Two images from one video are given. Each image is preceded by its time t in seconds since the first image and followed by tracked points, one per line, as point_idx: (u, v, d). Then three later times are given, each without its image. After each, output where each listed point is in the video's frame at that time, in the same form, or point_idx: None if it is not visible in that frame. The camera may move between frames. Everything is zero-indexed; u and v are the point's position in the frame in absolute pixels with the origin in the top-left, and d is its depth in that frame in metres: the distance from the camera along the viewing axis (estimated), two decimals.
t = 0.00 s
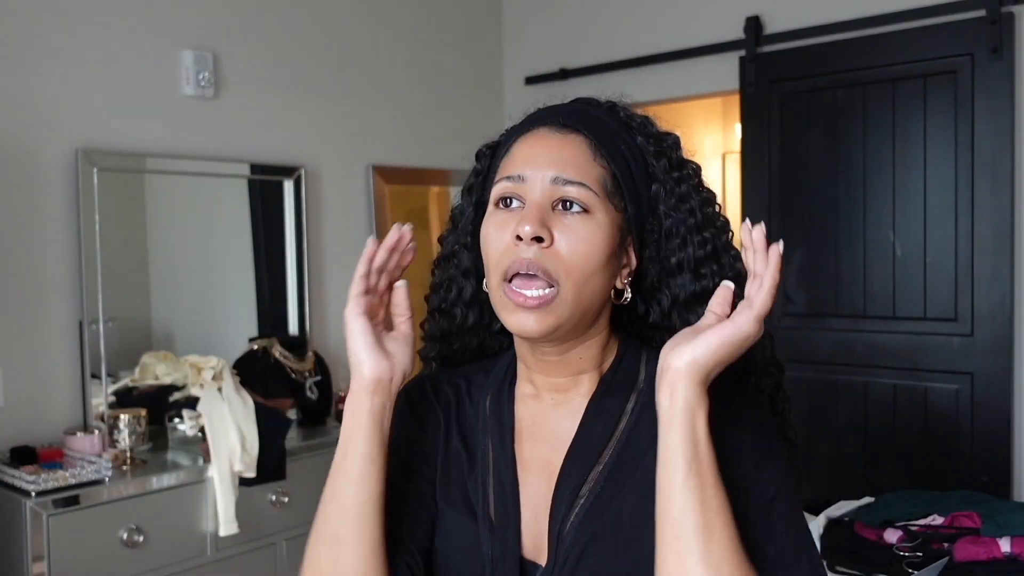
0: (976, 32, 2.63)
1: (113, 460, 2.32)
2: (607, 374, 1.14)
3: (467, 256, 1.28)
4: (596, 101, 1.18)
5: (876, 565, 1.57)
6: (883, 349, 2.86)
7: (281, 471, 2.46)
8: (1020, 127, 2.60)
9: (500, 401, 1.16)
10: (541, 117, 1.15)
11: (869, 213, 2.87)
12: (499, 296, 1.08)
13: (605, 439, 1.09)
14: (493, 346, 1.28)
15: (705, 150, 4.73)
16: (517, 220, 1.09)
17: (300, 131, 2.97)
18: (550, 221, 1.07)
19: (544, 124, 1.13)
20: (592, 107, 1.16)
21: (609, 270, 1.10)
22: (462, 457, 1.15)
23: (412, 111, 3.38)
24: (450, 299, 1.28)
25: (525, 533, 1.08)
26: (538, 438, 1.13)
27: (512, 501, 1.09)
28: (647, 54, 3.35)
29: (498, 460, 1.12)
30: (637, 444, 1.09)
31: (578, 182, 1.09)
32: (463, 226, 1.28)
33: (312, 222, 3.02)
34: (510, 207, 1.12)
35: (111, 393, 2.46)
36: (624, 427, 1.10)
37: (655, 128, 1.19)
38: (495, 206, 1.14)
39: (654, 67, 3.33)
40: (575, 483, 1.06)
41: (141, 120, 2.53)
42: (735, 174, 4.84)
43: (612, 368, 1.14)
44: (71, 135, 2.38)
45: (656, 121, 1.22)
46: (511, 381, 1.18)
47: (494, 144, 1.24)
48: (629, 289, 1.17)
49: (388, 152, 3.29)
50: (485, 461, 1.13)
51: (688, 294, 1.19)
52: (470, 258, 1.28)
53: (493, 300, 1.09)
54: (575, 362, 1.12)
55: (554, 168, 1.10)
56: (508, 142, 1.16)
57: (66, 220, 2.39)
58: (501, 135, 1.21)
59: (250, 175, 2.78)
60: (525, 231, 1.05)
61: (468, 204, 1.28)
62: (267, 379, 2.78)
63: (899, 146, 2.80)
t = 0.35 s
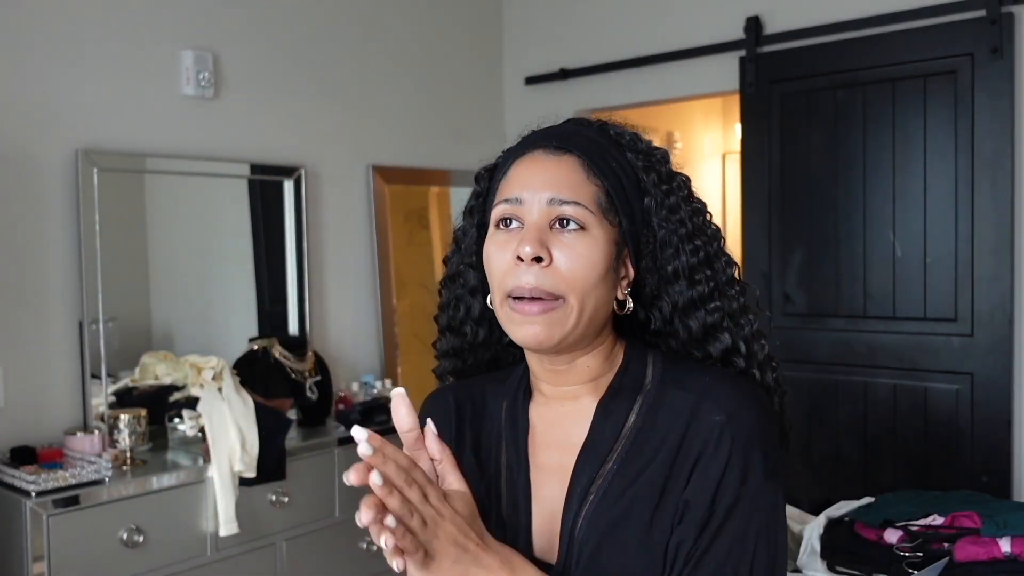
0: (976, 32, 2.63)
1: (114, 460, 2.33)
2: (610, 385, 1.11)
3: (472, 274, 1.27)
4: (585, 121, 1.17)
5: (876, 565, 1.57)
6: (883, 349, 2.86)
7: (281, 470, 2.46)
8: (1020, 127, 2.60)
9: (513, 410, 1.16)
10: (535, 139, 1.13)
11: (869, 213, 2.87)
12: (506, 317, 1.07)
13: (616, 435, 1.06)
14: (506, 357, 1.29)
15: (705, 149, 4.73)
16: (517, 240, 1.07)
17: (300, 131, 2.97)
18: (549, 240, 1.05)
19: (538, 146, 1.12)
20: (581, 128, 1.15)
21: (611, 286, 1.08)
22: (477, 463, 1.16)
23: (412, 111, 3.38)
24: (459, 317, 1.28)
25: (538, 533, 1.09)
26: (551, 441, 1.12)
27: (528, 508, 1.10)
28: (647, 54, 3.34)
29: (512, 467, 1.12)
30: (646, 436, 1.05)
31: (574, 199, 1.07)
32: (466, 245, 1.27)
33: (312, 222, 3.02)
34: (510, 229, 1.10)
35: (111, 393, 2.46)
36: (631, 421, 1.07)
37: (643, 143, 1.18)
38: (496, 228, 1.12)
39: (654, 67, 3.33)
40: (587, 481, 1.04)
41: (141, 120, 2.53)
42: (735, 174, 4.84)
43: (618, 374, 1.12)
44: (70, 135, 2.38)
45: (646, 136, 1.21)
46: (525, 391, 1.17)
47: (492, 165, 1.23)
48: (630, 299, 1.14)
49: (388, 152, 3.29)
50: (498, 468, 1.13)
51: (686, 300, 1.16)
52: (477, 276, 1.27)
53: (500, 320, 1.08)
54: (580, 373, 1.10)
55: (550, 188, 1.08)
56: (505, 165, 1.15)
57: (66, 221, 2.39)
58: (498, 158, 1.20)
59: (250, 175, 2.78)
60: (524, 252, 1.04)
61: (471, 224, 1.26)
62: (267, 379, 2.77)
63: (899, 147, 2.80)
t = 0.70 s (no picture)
0: (975, 32, 2.63)
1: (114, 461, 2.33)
2: (626, 388, 1.09)
3: (484, 280, 1.24)
4: (592, 124, 1.13)
5: (874, 565, 1.57)
6: (883, 349, 2.86)
7: (281, 471, 2.45)
8: (1020, 127, 2.60)
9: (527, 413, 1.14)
10: (551, 145, 1.09)
11: (869, 214, 2.86)
12: (532, 329, 1.03)
13: (632, 436, 1.04)
14: (518, 363, 1.27)
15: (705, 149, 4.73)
16: (543, 251, 1.03)
17: (299, 131, 2.97)
18: (577, 251, 1.02)
19: (556, 152, 1.08)
20: (590, 132, 1.11)
21: (633, 296, 1.06)
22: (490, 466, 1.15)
23: (412, 111, 3.38)
24: (470, 324, 1.26)
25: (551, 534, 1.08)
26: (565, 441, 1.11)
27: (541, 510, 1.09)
28: (647, 54, 3.34)
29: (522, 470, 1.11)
30: (662, 438, 1.03)
31: (600, 209, 1.04)
32: (476, 251, 1.24)
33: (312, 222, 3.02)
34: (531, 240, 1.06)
35: (111, 393, 2.46)
36: (647, 422, 1.05)
37: (653, 146, 1.14)
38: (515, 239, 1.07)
39: (654, 67, 3.33)
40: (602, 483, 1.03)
41: (141, 120, 2.53)
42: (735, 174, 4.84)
43: (632, 379, 1.10)
44: (70, 135, 2.38)
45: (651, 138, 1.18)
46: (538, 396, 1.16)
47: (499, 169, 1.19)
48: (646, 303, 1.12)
49: (388, 152, 3.29)
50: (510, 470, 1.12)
51: (697, 302, 1.14)
52: (488, 283, 1.24)
53: (525, 331, 1.04)
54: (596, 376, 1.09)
55: (575, 197, 1.04)
56: (519, 171, 1.10)
57: (66, 221, 2.39)
58: (507, 162, 1.16)
59: (249, 175, 2.78)
60: (555, 263, 1.00)
61: (480, 231, 1.23)
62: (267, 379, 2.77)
63: (899, 147, 2.80)
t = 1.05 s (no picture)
0: (975, 32, 2.63)
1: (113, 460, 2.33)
2: (618, 386, 1.09)
3: (475, 283, 1.21)
4: (576, 116, 1.11)
5: (875, 565, 1.57)
6: (883, 349, 2.86)
7: (281, 471, 2.45)
8: (1020, 127, 2.60)
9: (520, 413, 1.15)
10: (546, 146, 1.04)
11: (869, 213, 2.86)
12: (544, 342, 1.03)
13: (624, 433, 1.04)
14: (508, 365, 1.25)
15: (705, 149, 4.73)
16: (552, 264, 1.01)
17: (299, 131, 2.97)
18: (587, 262, 1.00)
19: (553, 157, 1.03)
20: (581, 126, 1.07)
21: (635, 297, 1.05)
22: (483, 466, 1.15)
23: (412, 111, 3.38)
24: (457, 327, 1.24)
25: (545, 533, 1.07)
26: (558, 443, 1.10)
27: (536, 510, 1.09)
28: (647, 54, 3.35)
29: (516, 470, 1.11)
30: (654, 437, 1.02)
31: (607, 216, 1.01)
32: (464, 254, 1.20)
33: (312, 222, 3.01)
34: (536, 250, 1.03)
35: (111, 393, 2.46)
36: (640, 420, 1.04)
37: (643, 137, 1.12)
38: (518, 249, 1.04)
39: (654, 67, 3.33)
40: (594, 481, 1.02)
41: (141, 120, 2.53)
42: (735, 174, 4.84)
43: (625, 377, 1.09)
44: (71, 135, 2.38)
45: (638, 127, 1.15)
46: (531, 396, 1.16)
47: (482, 168, 1.15)
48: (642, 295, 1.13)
49: (388, 152, 3.29)
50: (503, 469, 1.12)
51: (684, 295, 1.12)
52: (480, 286, 1.21)
53: (535, 342, 1.03)
54: (589, 374, 1.08)
55: (581, 206, 1.00)
56: (514, 174, 1.05)
57: (66, 221, 2.39)
58: (496, 158, 1.11)
59: (250, 175, 2.78)
60: (569, 280, 0.98)
61: (466, 232, 1.19)
62: (266, 379, 2.77)
63: (899, 147, 2.80)
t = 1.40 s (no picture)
0: (976, 32, 2.63)
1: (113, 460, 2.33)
2: (608, 390, 1.07)
3: (464, 290, 1.18)
4: (554, 112, 1.09)
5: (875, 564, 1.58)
6: (883, 349, 2.86)
7: (281, 471, 2.45)
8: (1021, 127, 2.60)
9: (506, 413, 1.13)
10: (522, 146, 1.04)
11: (869, 213, 2.86)
12: (533, 344, 1.01)
13: (614, 440, 1.03)
14: (494, 369, 1.23)
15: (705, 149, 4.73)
16: (535, 264, 1.00)
17: (300, 131, 2.97)
18: (570, 260, 1.00)
19: (529, 156, 1.03)
20: (557, 124, 1.06)
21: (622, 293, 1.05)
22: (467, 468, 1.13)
23: (412, 111, 3.38)
24: (445, 337, 1.21)
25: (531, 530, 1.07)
26: (546, 445, 1.09)
27: (524, 511, 1.08)
28: (647, 54, 3.34)
29: (503, 471, 1.10)
30: (644, 443, 1.02)
31: (587, 211, 1.01)
32: (450, 261, 1.17)
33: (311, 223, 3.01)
34: (519, 251, 1.03)
35: (111, 393, 2.46)
36: (630, 425, 1.04)
37: (621, 132, 1.10)
38: (502, 252, 1.03)
39: (654, 67, 3.33)
40: (584, 487, 1.02)
41: (141, 120, 2.53)
42: (735, 174, 4.84)
43: (614, 380, 1.08)
44: (71, 135, 2.38)
45: (616, 119, 1.13)
46: (517, 397, 1.14)
47: (461, 173, 1.14)
48: (632, 292, 1.11)
49: (388, 152, 3.29)
50: (491, 472, 1.11)
51: (668, 290, 1.10)
52: (468, 293, 1.18)
53: (525, 345, 1.02)
54: (580, 376, 1.06)
55: (560, 202, 1.00)
56: (492, 176, 1.05)
57: (66, 221, 2.39)
58: (475, 161, 1.10)
59: (250, 175, 2.78)
60: (552, 278, 0.98)
61: (451, 239, 1.17)
62: (267, 379, 2.77)
63: (899, 147, 2.80)
